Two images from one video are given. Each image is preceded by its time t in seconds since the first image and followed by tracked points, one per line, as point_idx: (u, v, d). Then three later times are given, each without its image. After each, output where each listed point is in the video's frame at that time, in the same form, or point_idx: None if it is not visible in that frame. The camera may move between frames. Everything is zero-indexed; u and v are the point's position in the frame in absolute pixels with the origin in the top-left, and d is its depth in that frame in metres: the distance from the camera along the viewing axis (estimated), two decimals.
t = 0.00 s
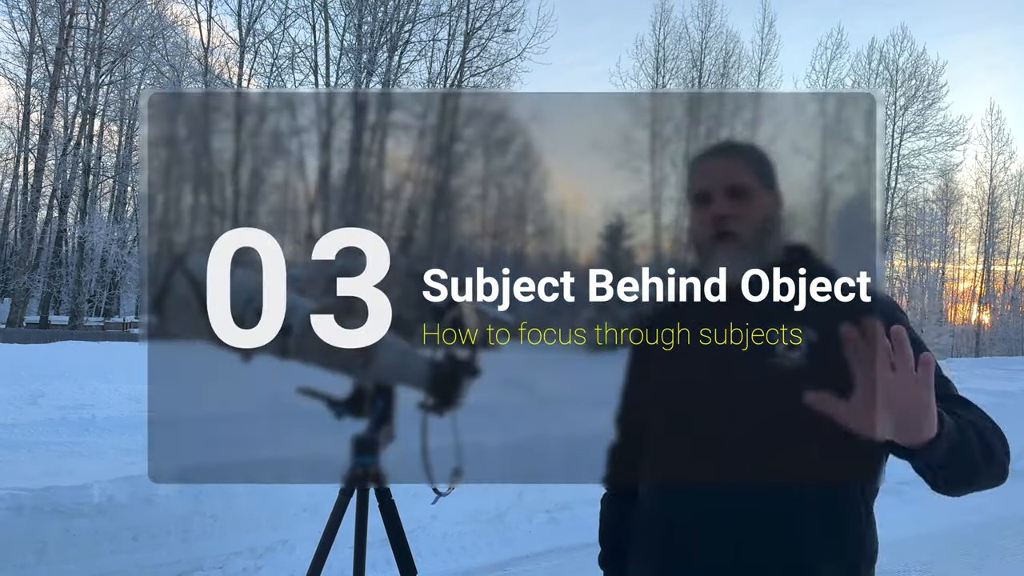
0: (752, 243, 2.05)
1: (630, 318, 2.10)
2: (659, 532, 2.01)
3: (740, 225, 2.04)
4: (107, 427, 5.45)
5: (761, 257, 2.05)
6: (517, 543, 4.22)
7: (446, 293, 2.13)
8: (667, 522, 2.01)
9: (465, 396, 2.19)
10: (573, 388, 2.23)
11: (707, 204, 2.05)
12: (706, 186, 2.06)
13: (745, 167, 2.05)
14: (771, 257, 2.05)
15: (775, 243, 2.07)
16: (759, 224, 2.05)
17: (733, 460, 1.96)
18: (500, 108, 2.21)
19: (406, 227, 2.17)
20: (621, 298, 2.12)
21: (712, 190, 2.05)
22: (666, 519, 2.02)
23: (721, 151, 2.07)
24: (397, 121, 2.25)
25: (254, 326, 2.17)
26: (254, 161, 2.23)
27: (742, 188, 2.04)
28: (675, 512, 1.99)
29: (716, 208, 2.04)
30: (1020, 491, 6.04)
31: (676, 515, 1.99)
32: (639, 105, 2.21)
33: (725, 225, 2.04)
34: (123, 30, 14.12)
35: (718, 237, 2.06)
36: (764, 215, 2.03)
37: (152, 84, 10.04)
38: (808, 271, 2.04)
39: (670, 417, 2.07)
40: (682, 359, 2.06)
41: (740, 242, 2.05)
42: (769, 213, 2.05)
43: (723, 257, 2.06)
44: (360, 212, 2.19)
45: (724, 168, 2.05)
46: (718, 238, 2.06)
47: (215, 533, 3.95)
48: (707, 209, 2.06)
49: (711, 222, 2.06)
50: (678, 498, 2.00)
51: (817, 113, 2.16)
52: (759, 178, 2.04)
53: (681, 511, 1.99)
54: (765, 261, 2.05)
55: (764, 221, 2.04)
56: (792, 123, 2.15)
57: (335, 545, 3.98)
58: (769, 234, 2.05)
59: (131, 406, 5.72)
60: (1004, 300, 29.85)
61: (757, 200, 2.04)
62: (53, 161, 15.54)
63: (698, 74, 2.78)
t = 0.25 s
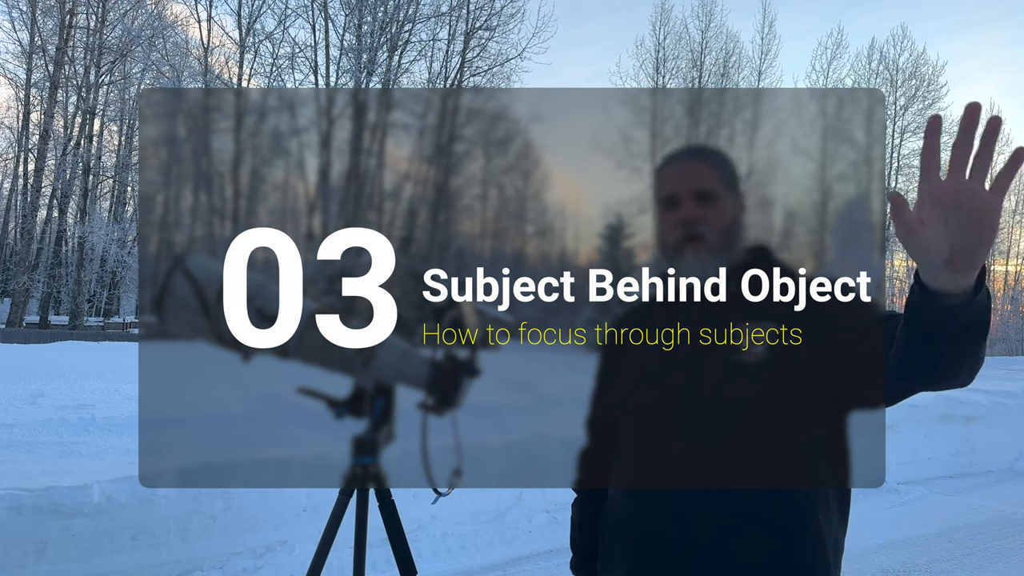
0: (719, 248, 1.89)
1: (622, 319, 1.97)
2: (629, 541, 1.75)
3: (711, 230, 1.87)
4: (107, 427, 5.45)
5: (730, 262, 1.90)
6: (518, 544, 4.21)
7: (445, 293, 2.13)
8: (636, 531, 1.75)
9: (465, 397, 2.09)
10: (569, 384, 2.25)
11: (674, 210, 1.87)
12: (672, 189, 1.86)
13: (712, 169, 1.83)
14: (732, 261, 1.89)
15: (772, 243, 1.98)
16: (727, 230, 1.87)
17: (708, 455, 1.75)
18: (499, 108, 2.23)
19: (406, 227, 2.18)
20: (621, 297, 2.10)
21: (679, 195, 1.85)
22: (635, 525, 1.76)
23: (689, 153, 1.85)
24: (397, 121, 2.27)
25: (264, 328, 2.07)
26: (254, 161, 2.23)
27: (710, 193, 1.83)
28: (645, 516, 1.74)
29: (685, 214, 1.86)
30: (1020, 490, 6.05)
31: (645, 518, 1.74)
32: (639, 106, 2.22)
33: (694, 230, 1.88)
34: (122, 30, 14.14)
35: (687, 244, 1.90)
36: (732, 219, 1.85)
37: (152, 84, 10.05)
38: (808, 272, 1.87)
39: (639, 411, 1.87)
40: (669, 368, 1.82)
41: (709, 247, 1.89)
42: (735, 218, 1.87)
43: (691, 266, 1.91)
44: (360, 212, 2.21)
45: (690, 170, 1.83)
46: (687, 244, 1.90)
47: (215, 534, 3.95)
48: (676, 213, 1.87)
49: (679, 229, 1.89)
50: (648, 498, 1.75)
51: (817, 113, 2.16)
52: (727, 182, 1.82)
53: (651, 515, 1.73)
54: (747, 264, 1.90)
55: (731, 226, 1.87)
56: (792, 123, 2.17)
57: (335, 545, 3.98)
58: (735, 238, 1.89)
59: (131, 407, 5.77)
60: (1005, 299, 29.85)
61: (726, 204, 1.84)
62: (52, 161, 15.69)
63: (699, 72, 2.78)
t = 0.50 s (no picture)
0: (690, 250, 2.05)
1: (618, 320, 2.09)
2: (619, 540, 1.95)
3: (678, 233, 2.04)
4: (106, 427, 5.46)
5: (705, 263, 2.04)
6: (518, 544, 4.21)
7: (446, 293, 2.13)
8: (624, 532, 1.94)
9: (465, 397, 2.17)
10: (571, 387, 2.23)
11: (642, 216, 2.06)
12: (637, 197, 2.06)
13: (677, 174, 2.03)
14: (705, 262, 2.04)
15: (770, 242, 2.02)
16: (695, 231, 2.04)
17: (687, 460, 1.92)
18: (499, 107, 2.21)
19: (406, 226, 2.16)
20: (621, 298, 2.13)
21: (645, 201, 2.05)
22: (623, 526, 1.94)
23: (652, 159, 2.06)
24: (397, 121, 2.25)
25: (265, 328, 2.16)
26: (254, 161, 2.22)
27: (675, 196, 2.02)
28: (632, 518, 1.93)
29: (651, 220, 2.05)
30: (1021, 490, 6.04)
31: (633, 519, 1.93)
32: (639, 105, 2.19)
33: (662, 235, 2.05)
34: (122, 30, 14.12)
35: (658, 247, 2.06)
36: (700, 221, 2.02)
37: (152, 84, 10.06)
38: (810, 272, 1.99)
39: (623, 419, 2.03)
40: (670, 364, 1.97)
41: (679, 250, 2.05)
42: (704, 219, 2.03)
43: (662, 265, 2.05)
44: (360, 212, 2.18)
45: (651, 177, 2.05)
46: (655, 248, 2.06)
47: (215, 534, 3.94)
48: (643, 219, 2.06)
49: (647, 234, 2.06)
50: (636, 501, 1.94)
51: (817, 113, 2.16)
52: (692, 185, 2.01)
53: (637, 517, 1.92)
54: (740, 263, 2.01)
55: (699, 228, 2.03)
56: (792, 123, 2.15)
57: (335, 545, 3.98)
58: (706, 239, 2.05)
59: (131, 407, 5.75)
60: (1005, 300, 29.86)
61: (690, 208, 2.03)
62: (52, 161, 15.81)
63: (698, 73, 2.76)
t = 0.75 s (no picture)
0: (683, 249, 2.10)
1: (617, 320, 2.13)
2: (617, 543, 2.05)
3: (671, 232, 2.09)
4: (106, 427, 5.45)
5: (699, 261, 2.09)
6: (517, 545, 4.22)
7: (446, 293, 2.13)
8: (622, 536, 2.04)
9: (465, 397, 2.17)
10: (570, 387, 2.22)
11: (636, 215, 2.09)
12: (630, 197, 2.10)
13: (669, 173, 2.09)
14: (699, 261, 2.09)
15: (771, 243, 2.05)
16: (688, 231, 2.09)
17: (681, 466, 2.01)
18: (499, 107, 2.20)
19: (406, 227, 2.16)
20: (621, 298, 2.14)
21: (639, 200, 2.09)
22: (622, 530, 2.05)
23: (645, 158, 2.10)
24: (397, 121, 2.24)
25: (265, 328, 2.17)
26: (254, 161, 2.22)
27: (669, 195, 2.09)
28: (631, 524, 2.03)
29: (645, 219, 2.09)
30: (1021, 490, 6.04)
31: (630, 523, 2.03)
32: (640, 103, 2.17)
33: (657, 234, 2.09)
34: (122, 30, 14.11)
35: (652, 245, 2.10)
36: (693, 219, 2.08)
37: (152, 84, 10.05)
38: (809, 272, 2.04)
39: (620, 428, 2.09)
40: (672, 362, 2.06)
41: (672, 249, 2.10)
42: (697, 218, 2.08)
43: (656, 264, 2.09)
44: (360, 212, 2.18)
45: (644, 176, 2.09)
46: (650, 248, 2.10)
47: (215, 534, 3.91)
48: (638, 217, 2.09)
49: (641, 234, 2.10)
50: (634, 506, 2.04)
51: (817, 112, 2.15)
52: (686, 184, 2.08)
53: (634, 522, 2.02)
54: (738, 263, 2.06)
55: (691, 227, 2.08)
56: (792, 123, 2.13)
57: (335, 545, 3.99)
58: (699, 238, 2.10)
59: (131, 406, 5.73)
60: (1005, 300, 29.96)
61: (683, 207, 2.08)
62: (52, 161, 15.86)
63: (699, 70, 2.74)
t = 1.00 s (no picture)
0: (684, 248, 2.10)
1: (618, 320, 2.13)
2: (617, 543, 2.06)
3: (673, 232, 2.09)
4: (106, 427, 5.45)
5: (700, 260, 2.09)
6: (516, 545, 4.21)
7: (446, 293, 2.13)
8: (622, 536, 2.06)
9: (465, 397, 2.17)
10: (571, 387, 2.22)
11: (637, 214, 2.09)
12: (632, 195, 2.10)
13: (671, 172, 2.09)
14: (700, 260, 2.09)
15: (771, 243, 2.05)
16: (689, 230, 2.09)
17: (683, 467, 2.01)
18: (499, 107, 2.21)
19: (406, 226, 2.16)
20: (621, 298, 2.14)
21: (641, 199, 2.09)
22: (621, 531, 2.07)
23: (647, 157, 2.10)
24: (397, 121, 2.25)
25: (265, 328, 2.17)
26: (254, 161, 2.22)
27: (671, 194, 2.08)
28: (630, 524, 2.05)
29: (647, 218, 2.09)
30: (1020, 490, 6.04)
31: (630, 523, 2.05)
32: (640, 104, 2.17)
33: (658, 233, 2.09)
34: (122, 30, 14.12)
35: (652, 244, 2.10)
36: (694, 219, 2.07)
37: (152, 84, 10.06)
38: (809, 272, 2.05)
39: (621, 429, 2.09)
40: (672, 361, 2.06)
41: (673, 248, 2.10)
42: (698, 217, 2.08)
43: (657, 263, 2.09)
44: (360, 212, 2.19)
45: (646, 175, 2.09)
46: (651, 246, 2.10)
47: (215, 534, 3.92)
48: (640, 217, 2.09)
49: (642, 232, 2.09)
50: (634, 506, 2.05)
51: (818, 112, 2.15)
52: (688, 183, 2.08)
53: (635, 522, 2.04)
54: (739, 263, 2.06)
55: (693, 226, 2.08)
56: (792, 123, 2.14)
57: (335, 545, 3.99)
58: (700, 237, 2.09)
59: (130, 407, 5.73)
60: (1005, 300, 29.98)
61: (684, 207, 2.08)
62: (53, 160, 15.71)
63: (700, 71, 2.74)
